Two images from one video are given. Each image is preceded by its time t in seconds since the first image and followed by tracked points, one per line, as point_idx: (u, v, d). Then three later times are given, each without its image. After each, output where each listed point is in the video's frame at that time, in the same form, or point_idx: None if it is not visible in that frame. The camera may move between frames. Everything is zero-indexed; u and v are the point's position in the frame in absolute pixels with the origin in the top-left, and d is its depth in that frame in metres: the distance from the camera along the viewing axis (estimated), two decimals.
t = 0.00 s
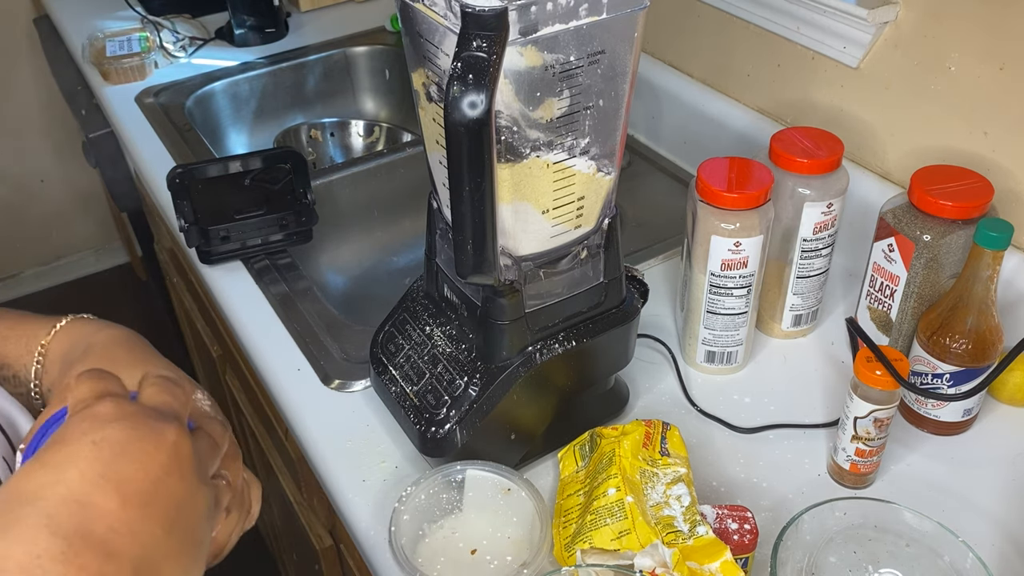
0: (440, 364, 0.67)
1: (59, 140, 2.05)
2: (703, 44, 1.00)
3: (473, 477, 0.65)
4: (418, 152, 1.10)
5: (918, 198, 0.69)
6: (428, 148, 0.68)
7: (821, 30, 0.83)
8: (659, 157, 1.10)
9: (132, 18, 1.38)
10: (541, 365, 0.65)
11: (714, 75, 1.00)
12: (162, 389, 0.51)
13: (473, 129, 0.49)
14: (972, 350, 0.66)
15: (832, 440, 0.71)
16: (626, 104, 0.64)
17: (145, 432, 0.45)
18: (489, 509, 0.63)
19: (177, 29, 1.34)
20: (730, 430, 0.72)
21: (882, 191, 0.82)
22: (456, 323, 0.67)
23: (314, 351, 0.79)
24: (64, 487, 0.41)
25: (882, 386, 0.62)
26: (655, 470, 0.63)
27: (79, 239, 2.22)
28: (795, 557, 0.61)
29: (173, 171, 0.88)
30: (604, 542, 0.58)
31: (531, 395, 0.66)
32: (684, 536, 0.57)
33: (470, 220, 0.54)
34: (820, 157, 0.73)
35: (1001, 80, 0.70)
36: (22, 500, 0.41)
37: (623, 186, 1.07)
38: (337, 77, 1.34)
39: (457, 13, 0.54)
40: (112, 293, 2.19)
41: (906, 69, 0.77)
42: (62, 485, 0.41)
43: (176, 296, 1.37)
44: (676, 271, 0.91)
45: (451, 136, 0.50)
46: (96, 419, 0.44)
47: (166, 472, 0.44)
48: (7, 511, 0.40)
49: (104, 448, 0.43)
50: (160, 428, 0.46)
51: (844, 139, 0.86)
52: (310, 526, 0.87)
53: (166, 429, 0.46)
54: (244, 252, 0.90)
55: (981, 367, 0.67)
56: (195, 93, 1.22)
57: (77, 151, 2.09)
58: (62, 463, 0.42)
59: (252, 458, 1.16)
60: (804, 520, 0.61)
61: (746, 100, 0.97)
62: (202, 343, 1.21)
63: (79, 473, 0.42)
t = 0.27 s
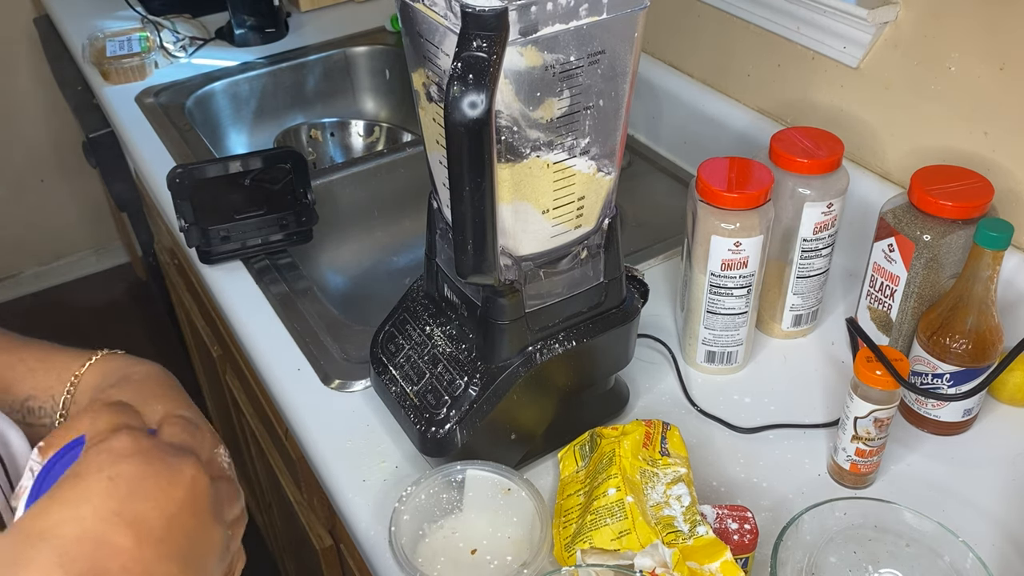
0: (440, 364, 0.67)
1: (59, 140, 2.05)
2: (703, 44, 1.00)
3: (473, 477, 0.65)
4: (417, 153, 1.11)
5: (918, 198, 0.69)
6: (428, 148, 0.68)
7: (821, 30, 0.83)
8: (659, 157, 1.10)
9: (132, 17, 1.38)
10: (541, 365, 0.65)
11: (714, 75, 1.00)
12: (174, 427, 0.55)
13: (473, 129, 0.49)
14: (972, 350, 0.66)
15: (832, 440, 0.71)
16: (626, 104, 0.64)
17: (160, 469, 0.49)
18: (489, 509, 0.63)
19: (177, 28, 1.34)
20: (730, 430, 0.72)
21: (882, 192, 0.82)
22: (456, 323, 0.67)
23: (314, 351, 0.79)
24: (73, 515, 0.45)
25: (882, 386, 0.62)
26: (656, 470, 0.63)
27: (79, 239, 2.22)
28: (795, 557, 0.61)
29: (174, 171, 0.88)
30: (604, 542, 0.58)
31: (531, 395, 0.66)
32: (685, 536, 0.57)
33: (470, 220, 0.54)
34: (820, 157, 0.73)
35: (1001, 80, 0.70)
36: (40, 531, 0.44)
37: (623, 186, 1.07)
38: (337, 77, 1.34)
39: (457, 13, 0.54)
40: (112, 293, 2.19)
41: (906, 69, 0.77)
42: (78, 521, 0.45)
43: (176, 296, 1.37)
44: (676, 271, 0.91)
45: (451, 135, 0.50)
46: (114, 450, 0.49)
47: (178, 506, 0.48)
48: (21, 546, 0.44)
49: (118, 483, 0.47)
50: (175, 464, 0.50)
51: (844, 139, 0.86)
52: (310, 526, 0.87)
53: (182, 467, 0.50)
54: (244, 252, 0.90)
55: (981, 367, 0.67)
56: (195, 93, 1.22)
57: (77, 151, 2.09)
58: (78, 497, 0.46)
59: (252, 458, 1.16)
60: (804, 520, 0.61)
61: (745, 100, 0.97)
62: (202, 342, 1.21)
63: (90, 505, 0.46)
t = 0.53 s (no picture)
0: (440, 364, 0.67)
1: (59, 140, 2.05)
2: (703, 44, 1.00)
3: (473, 477, 0.65)
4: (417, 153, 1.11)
5: (918, 198, 0.69)
6: (428, 148, 0.68)
7: (821, 30, 0.83)
8: (659, 157, 1.10)
9: (132, 18, 1.38)
10: (541, 365, 0.65)
11: (714, 75, 1.00)
12: (150, 423, 0.52)
13: (473, 129, 0.49)
14: (972, 350, 0.66)
15: (832, 440, 0.71)
16: (626, 105, 0.64)
17: (151, 482, 0.48)
18: (489, 509, 0.64)
19: (177, 28, 1.34)
20: (730, 430, 0.72)
21: (882, 192, 0.82)
22: (456, 323, 0.67)
23: (314, 351, 0.79)
24: (59, 543, 0.44)
25: (882, 386, 0.62)
26: (655, 470, 0.63)
27: (80, 239, 2.22)
28: (795, 557, 0.61)
29: (173, 171, 0.88)
30: (604, 542, 0.58)
31: (531, 395, 0.66)
32: (685, 536, 0.57)
33: (470, 220, 0.54)
34: (820, 157, 0.73)
35: (1001, 80, 0.70)
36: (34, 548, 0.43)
37: (623, 186, 1.07)
38: (337, 77, 1.34)
39: (457, 13, 0.54)
40: (112, 293, 2.19)
41: (906, 69, 0.77)
42: (70, 548, 0.44)
43: (176, 296, 1.37)
44: (676, 271, 0.91)
45: (451, 135, 0.50)
46: (98, 466, 0.46)
47: (171, 521, 0.48)
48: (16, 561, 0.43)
49: (109, 506, 0.45)
50: (164, 477, 0.49)
51: (844, 139, 0.86)
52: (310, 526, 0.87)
53: (170, 478, 0.49)
54: (244, 252, 0.90)
55: (981, 367, 0.67)
56: (196, 93, 1.22)
57: (77, 150, 2.09)
58: (67, 524, 0.44)
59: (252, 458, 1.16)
60: (804, 520, 0.61)
61: (745, 100, 0.97)
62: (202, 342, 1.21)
63: (79, 525, 0.44)
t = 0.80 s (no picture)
0: (440, 364, 0.67)
1: (59, 140, 2.06)
2: (703, 44, 1.00)
3: (473, 478, 0.65)
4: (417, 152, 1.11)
5: (918, 198, 0.69)
6: (428, 148, 0.68)
7: (821, 30, 0.83)
8: (658, 157, 1.10)
9: (132, 18, 1.38)
10: (541, 365, 0.65)
11: (714, 75, 1.00)
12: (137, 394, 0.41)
13: (473, 129, 0.49)
14: (972, 350, 0.66)
15: (832, 440, 0.71)
16: (626, 105, 0.64)
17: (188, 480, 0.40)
18: (489, 509, 0.64)
19: (177, 29, 1.34)
20: (730, 430, 0.72)
21: (881, 192, 0.82)
22: (456, 323, 0.67)
23: (314, 351, 0.79)
24: (98, 533, 0.36)
25: (882, 386, 0.62)
26: (656, 470, 0.63)
27: (80, 239, 2.22)
28: (795, 557, 0.61)
29: (174, 171, 0.88)
30: (604, 542, 0.58)
31: (530, 396, 0.66)
32: (685, 535, 0.57)
33: (470, 220, 0.54)
34: (820, 157, 0.73)
35: (1001, 80, 0.70)
36: (52, 549, 0.35)
37: (623, 186, 1.07)
38: (337, 78, 1.34)
39: (457, 13, 0.54)
40: (112, 293, 2.19)
41: (906, 69, 0.77)
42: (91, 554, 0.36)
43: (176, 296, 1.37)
44: (676, 271, 0.91)
45: (450, 135, 0.50)
46: (139, 455, 0.39)
47: (212, 508, 0.40)
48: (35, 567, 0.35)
49: (146, 488, 0.38)
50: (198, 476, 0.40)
51: (844, 140, 0.86)
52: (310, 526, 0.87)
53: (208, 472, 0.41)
54: (244, 252, 0.90)
55: (981, 367, 0.67)
56: (196, 93, 1.22)
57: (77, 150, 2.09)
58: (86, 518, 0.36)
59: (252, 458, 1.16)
60: (804, 520, 0.61)
61: (745, 100, 0.97)
62: (202, 343, 1.21)
63: (121, 517, 0.37)
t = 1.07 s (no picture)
0: (440, 364, 0.67)
1: (59, 140, 2.05)
2: (703, 44, 1.00)
3: (473, 478, 0.65)
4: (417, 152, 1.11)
5: (918, 198, 0.69)
6: (428, 148, 0.68)
7: (822, 30, 0.83)
8: (659, 157, 1.10)
9: (132, 18, 1.38)
10: (541, 365, 0.65)
11: (714, 75, 1.00)
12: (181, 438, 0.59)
13: (473, 129, 0.50)
14: (972, 350, 0.66)
15: (832, 440, 0.71)
16: (626, 104, 0.64)
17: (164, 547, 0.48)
18: (489, 509, 0.64)
19: (177, 28, 1.34)
20: (730, 430, 0.72)
21: (881, 192, 0.82)
22: (456, 323, 0.67)
23: (314, 351, 0.79)
24: None
25: (882, 386, 0.62)
26: (656, 470, 0.63)
27: (80, 239, 2.22)
28: (795, 557, 0.61)
29: (174, 171, 0.88)
30: (604, 542, 0.58)
31: (531, 395, 0.66)
32: (684, 536, 0.57)
33: (470, 220, 0.54)
34: (820, 157, 0.73)
35: (1001, 80, 0.70)
36: None
37: (623, 186, 1.07)
38: (337, 78, 1.34)
39: (457, 13, 0.54)
40: (113, 293, 2.19)
41: (906, 69, 0.77)
42: None
43: (176, 296, 1.37)
44: (676, 271, 0.91)
45: (451, 136, 0.50)
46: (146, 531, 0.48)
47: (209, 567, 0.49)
48: None
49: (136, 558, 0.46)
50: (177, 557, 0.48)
51: (844, 140, 0.86)
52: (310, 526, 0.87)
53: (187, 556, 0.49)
54: (244, 252, 0.90)
55: (981, 368, 0.67)
56: (196, 93, 1.22)
57: (77, 150, 2.09)
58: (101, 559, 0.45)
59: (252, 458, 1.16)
60: (804, 520, 0.62)
61: (746, 100, 0.97)
62: (202, 343, 1.21)
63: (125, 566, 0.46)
